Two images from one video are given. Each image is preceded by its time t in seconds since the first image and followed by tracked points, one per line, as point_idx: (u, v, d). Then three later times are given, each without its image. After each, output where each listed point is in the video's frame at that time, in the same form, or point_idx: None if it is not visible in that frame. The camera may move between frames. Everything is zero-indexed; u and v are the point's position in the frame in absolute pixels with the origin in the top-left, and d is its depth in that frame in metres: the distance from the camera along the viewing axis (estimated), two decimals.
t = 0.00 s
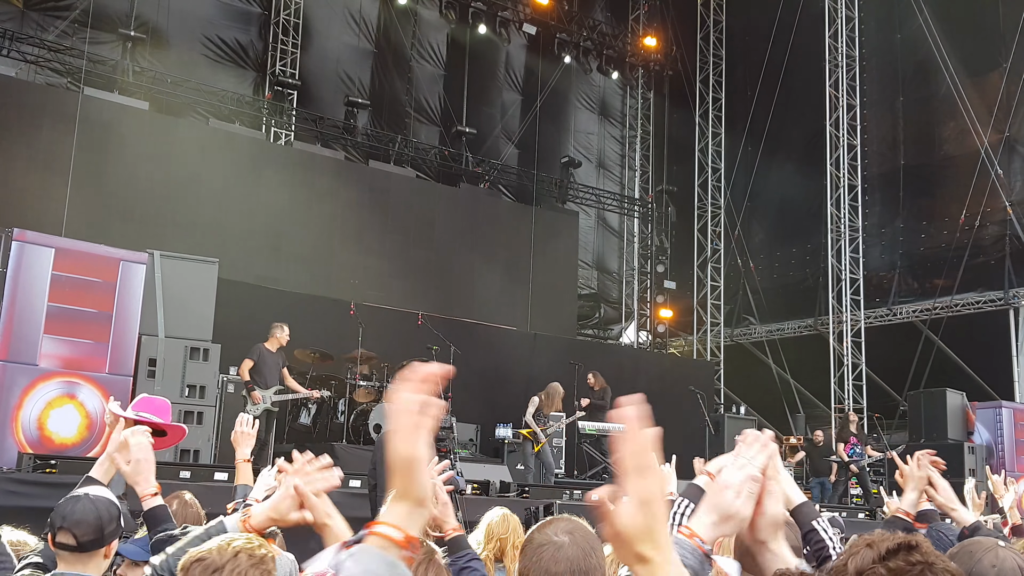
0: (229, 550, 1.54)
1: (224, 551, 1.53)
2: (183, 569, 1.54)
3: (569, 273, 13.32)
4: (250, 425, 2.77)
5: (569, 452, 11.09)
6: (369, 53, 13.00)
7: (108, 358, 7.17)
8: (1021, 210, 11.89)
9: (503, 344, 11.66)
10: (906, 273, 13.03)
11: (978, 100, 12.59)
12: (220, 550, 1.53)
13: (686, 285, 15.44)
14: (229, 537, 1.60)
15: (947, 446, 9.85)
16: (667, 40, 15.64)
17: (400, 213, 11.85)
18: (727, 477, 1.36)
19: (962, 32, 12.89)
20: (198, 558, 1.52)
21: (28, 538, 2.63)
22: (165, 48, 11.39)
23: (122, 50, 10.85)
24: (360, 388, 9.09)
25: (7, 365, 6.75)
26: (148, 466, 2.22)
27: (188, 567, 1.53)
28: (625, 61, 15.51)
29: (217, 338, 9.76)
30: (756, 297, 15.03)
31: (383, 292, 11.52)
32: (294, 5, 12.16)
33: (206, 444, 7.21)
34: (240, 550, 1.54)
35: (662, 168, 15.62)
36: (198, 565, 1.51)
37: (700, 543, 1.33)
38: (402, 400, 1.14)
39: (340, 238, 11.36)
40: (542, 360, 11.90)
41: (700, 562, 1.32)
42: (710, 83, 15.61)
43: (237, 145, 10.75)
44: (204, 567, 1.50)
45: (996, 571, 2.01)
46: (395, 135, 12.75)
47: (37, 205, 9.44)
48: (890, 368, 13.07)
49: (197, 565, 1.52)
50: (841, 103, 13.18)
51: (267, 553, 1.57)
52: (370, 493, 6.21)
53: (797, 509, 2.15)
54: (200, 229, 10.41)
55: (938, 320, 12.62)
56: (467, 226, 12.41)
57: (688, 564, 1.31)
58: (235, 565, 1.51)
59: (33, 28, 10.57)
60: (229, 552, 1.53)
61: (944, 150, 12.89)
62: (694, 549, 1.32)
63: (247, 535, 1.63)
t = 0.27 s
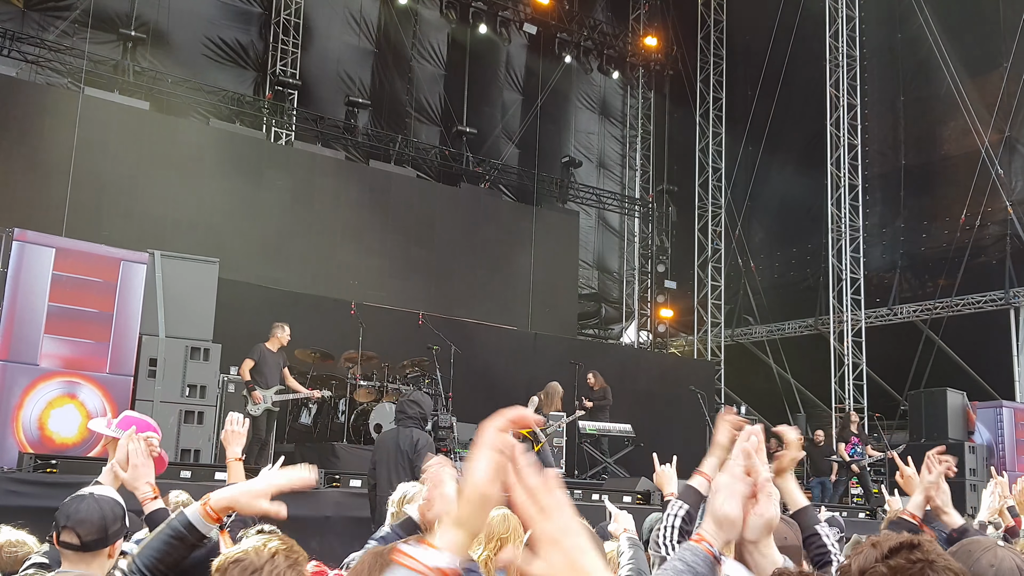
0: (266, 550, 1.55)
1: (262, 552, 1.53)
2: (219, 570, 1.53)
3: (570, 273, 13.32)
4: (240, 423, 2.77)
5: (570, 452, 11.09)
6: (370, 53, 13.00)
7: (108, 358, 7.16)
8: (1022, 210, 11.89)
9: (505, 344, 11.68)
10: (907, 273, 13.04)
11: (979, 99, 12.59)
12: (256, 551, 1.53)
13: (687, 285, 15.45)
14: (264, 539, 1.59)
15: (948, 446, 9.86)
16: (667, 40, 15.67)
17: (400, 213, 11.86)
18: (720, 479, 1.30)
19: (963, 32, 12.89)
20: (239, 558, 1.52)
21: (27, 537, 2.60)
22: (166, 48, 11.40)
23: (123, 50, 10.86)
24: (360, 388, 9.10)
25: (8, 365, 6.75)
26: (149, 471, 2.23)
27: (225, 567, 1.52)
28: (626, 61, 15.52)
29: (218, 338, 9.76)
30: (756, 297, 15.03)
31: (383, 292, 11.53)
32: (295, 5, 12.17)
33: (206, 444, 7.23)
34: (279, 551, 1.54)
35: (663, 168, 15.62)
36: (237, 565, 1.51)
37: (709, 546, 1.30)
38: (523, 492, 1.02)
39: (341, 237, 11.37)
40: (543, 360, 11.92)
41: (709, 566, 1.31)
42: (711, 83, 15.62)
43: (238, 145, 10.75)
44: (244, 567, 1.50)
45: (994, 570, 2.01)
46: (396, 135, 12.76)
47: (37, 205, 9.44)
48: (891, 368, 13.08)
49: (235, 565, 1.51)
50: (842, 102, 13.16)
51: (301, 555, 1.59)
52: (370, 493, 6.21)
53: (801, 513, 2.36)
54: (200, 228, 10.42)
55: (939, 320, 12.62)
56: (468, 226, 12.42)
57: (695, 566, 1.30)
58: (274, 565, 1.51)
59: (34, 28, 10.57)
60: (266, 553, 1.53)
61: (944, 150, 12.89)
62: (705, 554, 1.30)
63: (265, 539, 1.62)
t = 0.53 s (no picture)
0: (295, 541, 1.62)
1: (291, 543, 1.60)
2: (249, 561, 1.59)
3: (570, 272, 13.31)
4: (218, 417, 2.79)
5: (571, 451, 11.09)
6: (370, 53, 12.99)
7: (108, 357, 7.17)
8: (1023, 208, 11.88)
9: (506, 343, 11.67)
10: (908, 272, 13.03)
11: (980, 99, 12.58)
12: (286, 541, 1.61)
13: (687, 284, 15.44)
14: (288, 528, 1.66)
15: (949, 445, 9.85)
16: (668, 39, 15.66)
17: (401, 212, 11.86)
18: (653, 457, 1.40)
19: (964, 31, 12.87)
20: (271, 547, 1.59)
21: (24, 535, 2.54)
22: (167, 48, 11.40)
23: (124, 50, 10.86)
24: (361, 387, 9.10)
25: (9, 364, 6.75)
26: (145, 468, 2.25)
27: (255, 558, 1.59)
28: (626, 60, 15.52)
29: (219, 337, 9.76)
30: (757, 296, 15.02)
31: (384, 292, 11.53)
32: (295, 4, 12.17)
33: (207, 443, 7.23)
34: (307, 542, 1.62)
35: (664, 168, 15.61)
36: (267, 555, 1.58)
37: (662, 526, 1.48)
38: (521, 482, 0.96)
39: (341, 237, 11.37)
40: (544, 359, 11.91)
41: (662, 542, 1.49)
42: (711, 82, 15.61)
43: (238, 145, 10.75)
44: (275, 557, 1.57)
45: (994, 568, 2.01)
46: (396, 134, 12.76)
47: (38, 205, 9.45)
48: (892, 367, 13.06)
49: (266, 555, 1.58)
50: (843, 101, 13.14)
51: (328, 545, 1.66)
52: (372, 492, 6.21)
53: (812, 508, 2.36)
54: (201, 228, 10.41)
55: (940, 319, 12.61)
56: (468, 225, 12.42)
57: (651, 545, 1.50)
58: (303, 555, 1.59)
59: (34, 28, 10.56)
60: (296, 543, 1.60)
61: (945, 149, 12.89)
62: (658, 534, 1.49)
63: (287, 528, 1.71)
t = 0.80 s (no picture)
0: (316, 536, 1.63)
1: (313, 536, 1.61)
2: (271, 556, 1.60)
3: (571, 272, 13.31)
4: (219, 418, 2.80)
5: (571, 451, 11.09)
6: (371, 53, 12.99)
7: (109, 357, 7.18)
8: None
9: (506, 343, 11.68)
10: (909, 272, 13.03)
11: (981, 98, 12.58)
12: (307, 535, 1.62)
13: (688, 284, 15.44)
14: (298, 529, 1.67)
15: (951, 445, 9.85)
16: (668, 38, 15.66)
17: (401, 211, 11.86)
18: (688, 458, 1.39)
19: (965, 30, 12.87)
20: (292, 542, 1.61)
21: (21, 535, 2.47)
22: (167, 48, 11.40)
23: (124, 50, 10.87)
24: (361, 387, 9.10)
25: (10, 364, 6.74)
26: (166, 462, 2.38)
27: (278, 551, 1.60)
28: (627, 60, 15.51)
29: (220, 337, 9.76)
30: (758, 296, 15.01)
31: (385, 291, 11.53)
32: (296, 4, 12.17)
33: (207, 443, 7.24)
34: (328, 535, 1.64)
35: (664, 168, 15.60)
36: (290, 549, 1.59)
37: (674, 529, 1.43)
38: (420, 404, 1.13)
39: (342, 236, 11.37)
40: (545, 359, 11.92)
41: (673, 545, 1.44)
42: (712, 81, 15.61)
43: (239, 145, 10.75)
44: (296, 550, 1.57)
45: (994, 568, 2.01)
46: (397, 134, 12.76)
47: (39, 205, 9.44)
48: (893, 366, 13.06)
49: (289, 549, 1.59)
50: (844, 101, 13.13)
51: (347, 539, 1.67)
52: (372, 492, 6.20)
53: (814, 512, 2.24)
54: (202, 227, 10.40)
55: (941, 319, 12.61)
56: (469, 224, 12.42)
57: (659, 546, 1.44)
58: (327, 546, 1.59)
59: (35, 28, 10.55)
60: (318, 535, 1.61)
61: (946, 148, 12.88)
62: (668, 535, 1.44)
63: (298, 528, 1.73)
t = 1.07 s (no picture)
0: (327, 534, 1.66)
1: (326, 535, 1.65)
2: (284, 556, 1.62)
3: (571, 272, 13.30)
4: (227, 424, 2.78)
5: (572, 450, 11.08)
6: (371, 53, 12.99)
7: (110, 357, 7.17)
8: None
9: (507, 342, 11.68)
10: (909, 272, 13.02)
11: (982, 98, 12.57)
12: (319, 534, 1.65)
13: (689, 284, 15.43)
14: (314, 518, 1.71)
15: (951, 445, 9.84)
16: (669, 38, 15.65)
17: (402, 211, 11.85)
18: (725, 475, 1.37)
19: (966, 30, 12.87)
20: (306, 541, 1.64)
21: (18, 535, 2.45)
22: (168, 47, 11.40)
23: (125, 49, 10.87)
24: (362, 387, 9.10)
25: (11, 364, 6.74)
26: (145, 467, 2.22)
27: (291, 551, 1.63)
28: (628, 59, 15.51)
29: (220, 337, 9.76)
30: (759, 296, 15.00)
31: (385, 291, 11.53)
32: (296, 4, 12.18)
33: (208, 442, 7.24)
34: (342, 534, 1.67)
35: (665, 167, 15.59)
36: (304, 549, 1.62)
37: (702, 544, 1.33)
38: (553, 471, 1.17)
39: (342, 236, 11.37)
40: (545, 359, 11.91)
41: (697, 563, 1.33)
42: (713, 81, 15.61)
43: (240, 144, 10.75)
44: (310, 550, 1.61)
45: (995, 568, 2.01)
46: (397, 134, 12.75)
47: (40, 204, 9.45)
48: (894, 366, 13.05)
49: (302, 549, 1.62)
50: (844, 101, 13.13)
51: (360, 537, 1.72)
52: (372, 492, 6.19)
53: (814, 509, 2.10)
54: (202, 227, 10.40)
55: (942, 318, 12.60)
56: (469, 224, 12.42)
57: (683, 560, 1.32)
58: (338, 546, 1.63)
59: (36, 28, 10.55)
60: (329, 535, 1.65)
61: (947, 148, 12.87)
62: (693, 551, 1.33)
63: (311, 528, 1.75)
